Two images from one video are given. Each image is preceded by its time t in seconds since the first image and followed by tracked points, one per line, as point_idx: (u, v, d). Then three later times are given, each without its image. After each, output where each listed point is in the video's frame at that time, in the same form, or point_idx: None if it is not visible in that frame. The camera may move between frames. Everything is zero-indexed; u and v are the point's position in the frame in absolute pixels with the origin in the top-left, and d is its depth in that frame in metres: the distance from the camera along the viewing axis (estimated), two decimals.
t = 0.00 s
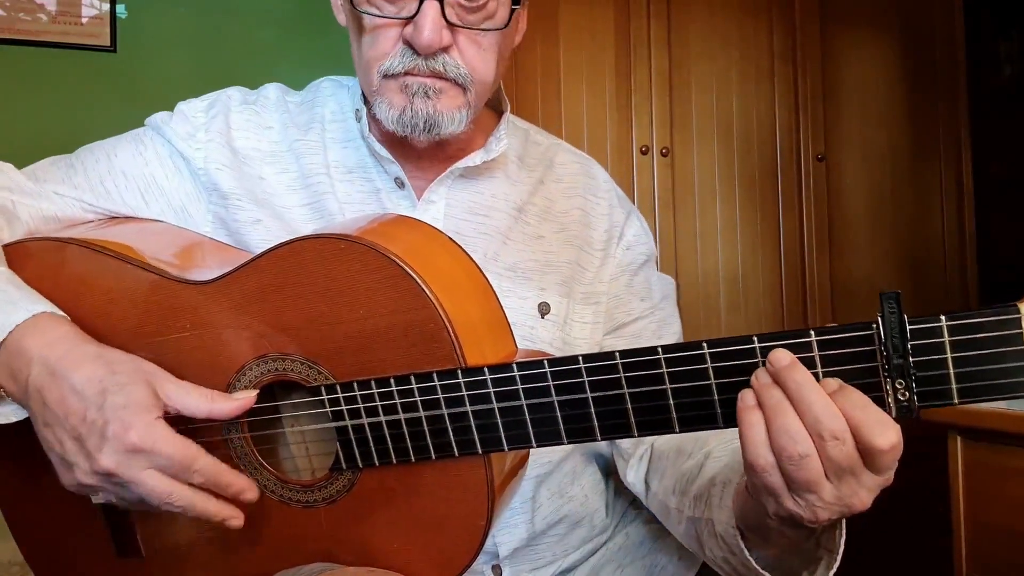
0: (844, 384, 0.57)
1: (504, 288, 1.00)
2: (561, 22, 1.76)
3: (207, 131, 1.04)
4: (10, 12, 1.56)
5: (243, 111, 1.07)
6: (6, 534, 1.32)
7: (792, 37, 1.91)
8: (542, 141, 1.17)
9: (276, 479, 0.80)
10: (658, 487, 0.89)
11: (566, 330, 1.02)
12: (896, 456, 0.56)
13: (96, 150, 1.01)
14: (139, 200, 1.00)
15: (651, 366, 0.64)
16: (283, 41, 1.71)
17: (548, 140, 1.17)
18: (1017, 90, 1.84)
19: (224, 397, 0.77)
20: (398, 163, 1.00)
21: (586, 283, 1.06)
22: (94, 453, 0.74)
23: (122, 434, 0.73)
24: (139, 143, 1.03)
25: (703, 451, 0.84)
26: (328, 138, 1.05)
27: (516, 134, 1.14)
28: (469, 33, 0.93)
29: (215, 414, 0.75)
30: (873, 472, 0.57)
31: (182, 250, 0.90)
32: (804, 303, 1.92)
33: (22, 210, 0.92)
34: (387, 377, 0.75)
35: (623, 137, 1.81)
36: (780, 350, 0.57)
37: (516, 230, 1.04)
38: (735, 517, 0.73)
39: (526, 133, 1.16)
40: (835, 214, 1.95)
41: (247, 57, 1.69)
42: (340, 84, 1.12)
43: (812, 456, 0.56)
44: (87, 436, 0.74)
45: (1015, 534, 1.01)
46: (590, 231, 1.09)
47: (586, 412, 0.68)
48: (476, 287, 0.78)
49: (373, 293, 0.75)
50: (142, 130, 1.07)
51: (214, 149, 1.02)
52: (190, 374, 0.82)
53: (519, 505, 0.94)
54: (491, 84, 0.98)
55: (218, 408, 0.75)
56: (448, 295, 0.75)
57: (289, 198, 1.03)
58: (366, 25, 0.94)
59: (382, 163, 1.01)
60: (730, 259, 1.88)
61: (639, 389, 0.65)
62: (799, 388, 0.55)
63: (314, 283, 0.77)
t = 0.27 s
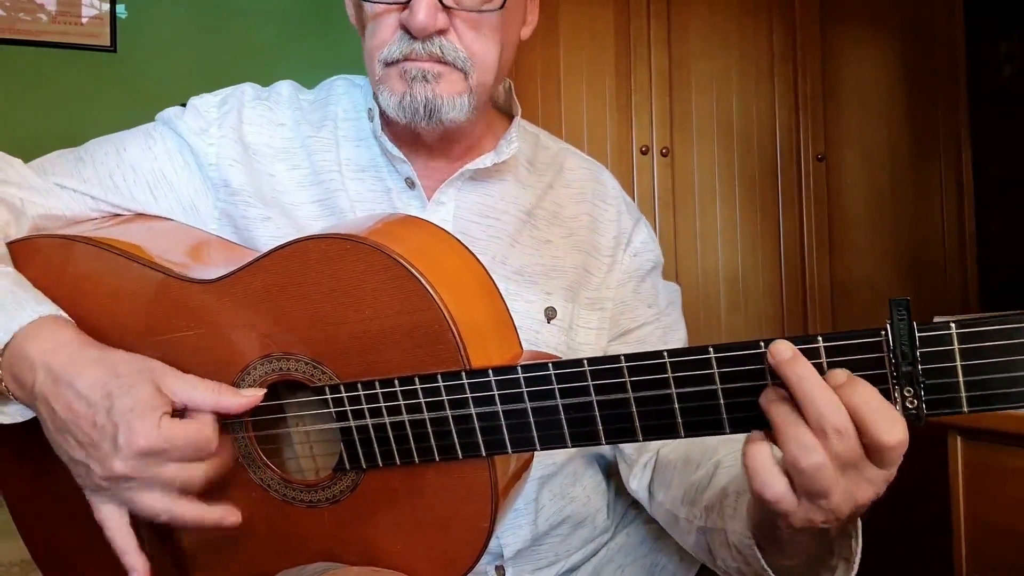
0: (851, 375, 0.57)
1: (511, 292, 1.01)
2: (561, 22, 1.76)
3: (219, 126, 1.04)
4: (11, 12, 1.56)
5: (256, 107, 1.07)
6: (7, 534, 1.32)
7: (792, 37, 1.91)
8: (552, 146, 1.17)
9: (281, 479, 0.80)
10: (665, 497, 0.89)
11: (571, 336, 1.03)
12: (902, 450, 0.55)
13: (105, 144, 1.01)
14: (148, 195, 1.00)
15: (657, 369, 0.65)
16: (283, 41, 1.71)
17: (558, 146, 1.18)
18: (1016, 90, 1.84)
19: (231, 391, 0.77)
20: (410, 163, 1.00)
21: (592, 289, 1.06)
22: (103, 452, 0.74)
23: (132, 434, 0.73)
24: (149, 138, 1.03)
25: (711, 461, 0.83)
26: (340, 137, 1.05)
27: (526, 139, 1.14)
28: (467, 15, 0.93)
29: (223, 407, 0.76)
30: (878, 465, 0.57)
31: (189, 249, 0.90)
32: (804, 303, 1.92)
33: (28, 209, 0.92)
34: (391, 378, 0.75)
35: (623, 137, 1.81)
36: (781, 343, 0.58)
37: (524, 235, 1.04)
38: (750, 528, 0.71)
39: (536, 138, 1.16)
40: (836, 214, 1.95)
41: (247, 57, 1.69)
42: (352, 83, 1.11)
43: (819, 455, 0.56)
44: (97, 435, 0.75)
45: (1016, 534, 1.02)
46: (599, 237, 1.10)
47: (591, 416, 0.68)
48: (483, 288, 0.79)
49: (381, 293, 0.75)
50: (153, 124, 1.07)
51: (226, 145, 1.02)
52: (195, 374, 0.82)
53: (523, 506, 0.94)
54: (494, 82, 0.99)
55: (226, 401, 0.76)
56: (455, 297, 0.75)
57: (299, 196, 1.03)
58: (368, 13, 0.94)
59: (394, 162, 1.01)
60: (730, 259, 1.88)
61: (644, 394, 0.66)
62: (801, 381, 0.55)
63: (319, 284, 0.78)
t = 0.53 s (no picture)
0: (850, 378, 0.57)
1: (516, 294, 1.00)
2: (560, 22, 1.76)
3: (229, 123, 1.03)
4: (11, 12, 1.56)
5: (267, 101, 1.07)
6: (7, 534, 1.32)
7: (792, 36, 1.91)
8: (561, 148, 1.16)
9: (281, 479, 0.80)
10: (669, 507, 0.89)
11: (575, 340, 1.03)
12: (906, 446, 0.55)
13: (106, 142, 1.00)
14: (150, 193, 0.98)
15: (657, 371, 0.65)
16: (282, 40, 1.71)
17: (566, 148, 1.17)
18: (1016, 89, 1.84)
19: (208, 404, 0.77)
20: (421, 160, 1.00)
21: (597, 294, 1.06)
22: (93, 492, 0.76)
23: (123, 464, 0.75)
24: (152, 135, 1.02)
25: (719, 470, 0.83)
26: (351, 132, 1.05)
27: (536, 142, 1.14)
28: None
29: (202, 423, 0.76)
30: (881, 469, 0.57)
31: (192, 250, 0.90)
32: (805, 302, 1.92)
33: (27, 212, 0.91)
34: (390, 379, 0.75)
35: (623, 136, 1.81)
36: (780, 341, 0.57)
37: (531, 236, 1.04)
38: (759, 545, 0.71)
39: (546, 141, 1.16)
40: (836, 214, 1.95)
41: (247, 57, 1.69)
42: (364, 78, 1.11)
43: (822, 457, 0.56)
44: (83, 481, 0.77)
45: (1016, 533, 1.01)
46: (606, 241, 1.10)
47: (591, 418, 0.68)
48: (485, 290, 0.79)
49: (386, 293, 0.75)
50: (155, 121, 1.05)
51: (237, 143, 1.01)
52: (195, 375, 0.82)
53: (524, 506, 0.93)
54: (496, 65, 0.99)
55: (204, 417, 0.76)
56: (456, 302, 0.75)
57: (306, 191, 1.03)
58: None
59: (404, 158, 1.01)
60: (730, 258, 1.88)
61: (644, 397, 0.66)
62: (798, 380, 0.56)
63: (320, 285, 0.78)
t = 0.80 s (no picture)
0: (854, 391, 0.56)
1: (515, 293, 1.00)
2: (560, 22, 1.76)
3: (230, 121, 1.03)
4: (11, 12, 1.56)
5: (268, 100, 1.07)
6: (7, 534, 1.32)
7: (792, 37, 1.91)
8: (562, 148, 1.16)
9: (281, 482, 0.80)
10: (672, 512, 0.89)
11: (574, 339, 1.02)
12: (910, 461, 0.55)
13: (107, 138, 1.01)
14: (147, 189, 0.98)
15: (658, 380, 0.64)
16: (283, 40, 1.71)
17: (567, 147, 1.17)
18: (1016, 90, 1.84)
19: (212, 403, 0.77)
20: (422, 157, 1.00)
21: (597, 292, 1.06)
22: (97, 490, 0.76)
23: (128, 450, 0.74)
24: (152, 131, 1.02)
25: (722, 476, 0.82)
26: (351, 130, 1.05)
27: (536, 142, 1.14)
28: None
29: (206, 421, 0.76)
30: (884, 484, 0.56)
31: (187, 251, 0.90)
32: (805, 302, 1.92)
33: (21, 208, 0.92)
34: (389, 384, 0.75)
35: (623, 136, 1.81)
36: (784, 351, 0.57)
37: (531, 235, 1.04)
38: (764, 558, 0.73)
39: (547, 140, 1.16)
40: (836, 214, 1.95)
41: (247, 56, 1.69)
42: (365, 78, 1.11)
43: (824, 470, 0.56)
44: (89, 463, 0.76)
45: (1016, 535, 1.01)
46: (606, 240, 1.10)
47: (591, 426, 0.68)
48: (481, 292, 0.79)
49: (385, 294, 0.75)
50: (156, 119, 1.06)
51: (238, 140, 1.01)
52: (195, 377, 0.82)
53: (524, 506, 0.92)
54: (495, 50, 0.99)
55: (208, 415, 0.76)
56: (453, 306, 0.75)
57: (306, 187, 1.02)
58: None
59: (404, 156, 1.00)
60: (730, 258, 1.88)
61: (644, 405, 0.66)
62: (801, 391, 0.55)
63: (317, 290, 0.78)
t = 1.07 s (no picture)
0: (856, 396, 0.57)
1: (514, 291, 1.00)
2: (560, 22, 1.76)
3: (228, 120, 1.03)
4: (11, 12, 1.56)
5: (266, 99, 1.07)
6: (8, 533, 1.32)
7: (791, 36, 1.91)
8: (560, 145, 1.16)
9: (281, 485, 0.80)
10: (672, 509, 0.89)
11: (574, 336, 1.02)
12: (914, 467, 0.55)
13: (105, 136, 1.00)
14: (146, 186, 0.98)
15: (659, 385, 0.65)
16: (283, 40, 1.71)
17: (565, 145, 1.17)
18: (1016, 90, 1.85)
19: (226, 403, 0.76)
20: (421, 157, 1.00)
21: (596, 289, 1.06)
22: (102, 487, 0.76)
23: (143, 455, 0.75)
24: (150, 129, 1.02)
25: (723, 475, 0.83)
26: (349, 129, 1.05)
27: (533, 139, 1.14)
28: None
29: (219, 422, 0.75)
30: (888, 493, 0.57)
31: (183, 253, 0.90)
32: (805, 301, 1.92)
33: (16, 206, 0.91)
34: (388, 388, 0.75)
35: (622, 136, 1.81)
36: (787, 357, 0.57)
37: (530, 233, 1.04)
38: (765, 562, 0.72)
39: (544, 138, 1.16)
40: (835, 214, 1.95)
41: (248, 57, 1.70)
42: (362, 77, 1.12)
43: (826, 478, 0.56)
44: (103, 470, 0.76)
45: (1016, 535, 1.02)
46: (605, 236, 1.09)
47: (593, 430, 0.68)
48: (475, 291, 0.79)
49: (383, 294, 0.75)
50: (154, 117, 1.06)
51: (236, 139, 1.01)
52: (196, 380, 0.82)
53: (524, 505, 0.93)
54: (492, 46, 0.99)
55: (222, 416, 0.75)
56: (451, 308, 0.75)
57: (305, 188, 1.02)
58: None
59: (402, 155, 1.00)
60: (730, 258, 1.88)
61: (646, 411, 0.66)
62: (804, 399, 0.56)
63: (316, 291, 0.78)
